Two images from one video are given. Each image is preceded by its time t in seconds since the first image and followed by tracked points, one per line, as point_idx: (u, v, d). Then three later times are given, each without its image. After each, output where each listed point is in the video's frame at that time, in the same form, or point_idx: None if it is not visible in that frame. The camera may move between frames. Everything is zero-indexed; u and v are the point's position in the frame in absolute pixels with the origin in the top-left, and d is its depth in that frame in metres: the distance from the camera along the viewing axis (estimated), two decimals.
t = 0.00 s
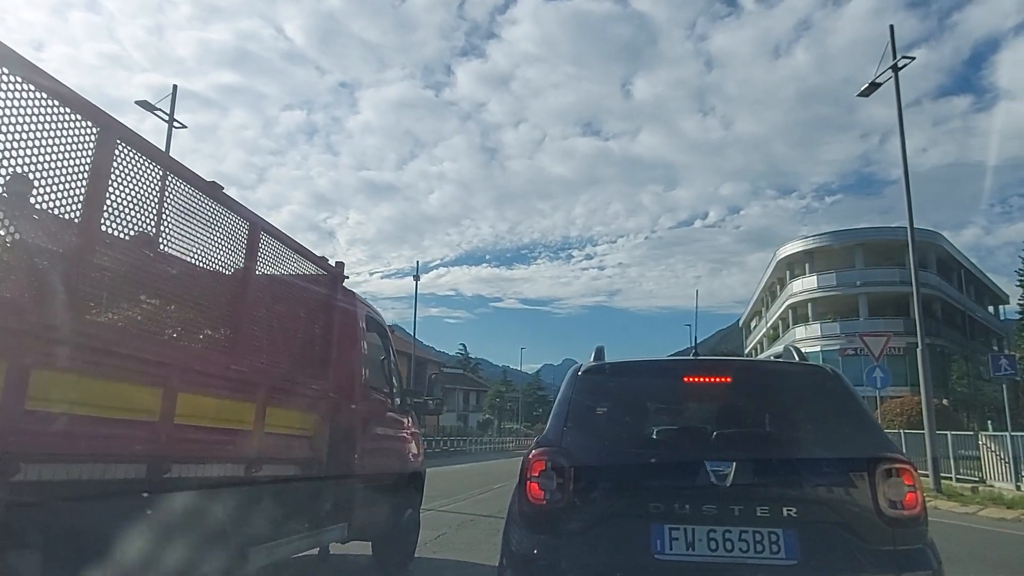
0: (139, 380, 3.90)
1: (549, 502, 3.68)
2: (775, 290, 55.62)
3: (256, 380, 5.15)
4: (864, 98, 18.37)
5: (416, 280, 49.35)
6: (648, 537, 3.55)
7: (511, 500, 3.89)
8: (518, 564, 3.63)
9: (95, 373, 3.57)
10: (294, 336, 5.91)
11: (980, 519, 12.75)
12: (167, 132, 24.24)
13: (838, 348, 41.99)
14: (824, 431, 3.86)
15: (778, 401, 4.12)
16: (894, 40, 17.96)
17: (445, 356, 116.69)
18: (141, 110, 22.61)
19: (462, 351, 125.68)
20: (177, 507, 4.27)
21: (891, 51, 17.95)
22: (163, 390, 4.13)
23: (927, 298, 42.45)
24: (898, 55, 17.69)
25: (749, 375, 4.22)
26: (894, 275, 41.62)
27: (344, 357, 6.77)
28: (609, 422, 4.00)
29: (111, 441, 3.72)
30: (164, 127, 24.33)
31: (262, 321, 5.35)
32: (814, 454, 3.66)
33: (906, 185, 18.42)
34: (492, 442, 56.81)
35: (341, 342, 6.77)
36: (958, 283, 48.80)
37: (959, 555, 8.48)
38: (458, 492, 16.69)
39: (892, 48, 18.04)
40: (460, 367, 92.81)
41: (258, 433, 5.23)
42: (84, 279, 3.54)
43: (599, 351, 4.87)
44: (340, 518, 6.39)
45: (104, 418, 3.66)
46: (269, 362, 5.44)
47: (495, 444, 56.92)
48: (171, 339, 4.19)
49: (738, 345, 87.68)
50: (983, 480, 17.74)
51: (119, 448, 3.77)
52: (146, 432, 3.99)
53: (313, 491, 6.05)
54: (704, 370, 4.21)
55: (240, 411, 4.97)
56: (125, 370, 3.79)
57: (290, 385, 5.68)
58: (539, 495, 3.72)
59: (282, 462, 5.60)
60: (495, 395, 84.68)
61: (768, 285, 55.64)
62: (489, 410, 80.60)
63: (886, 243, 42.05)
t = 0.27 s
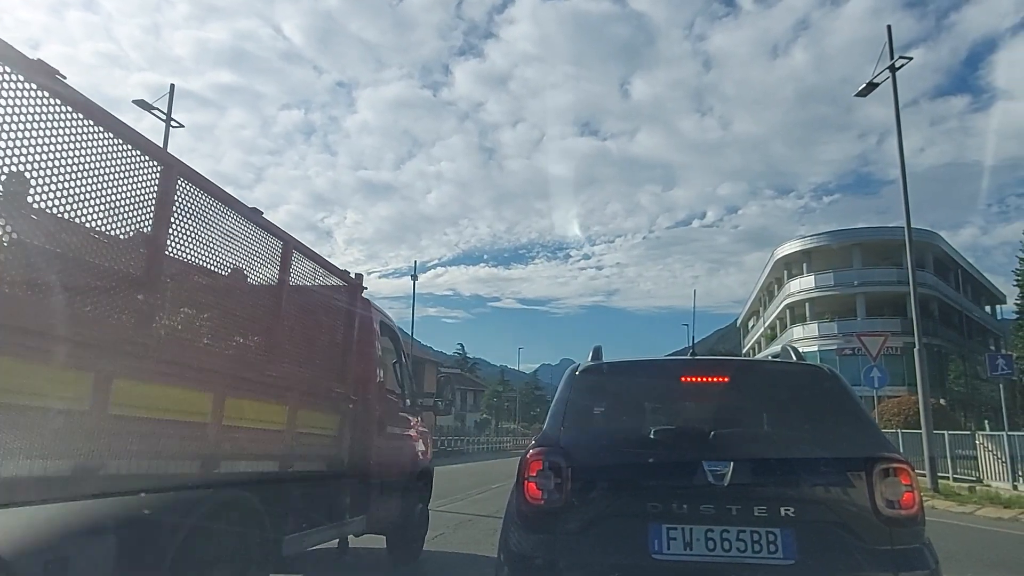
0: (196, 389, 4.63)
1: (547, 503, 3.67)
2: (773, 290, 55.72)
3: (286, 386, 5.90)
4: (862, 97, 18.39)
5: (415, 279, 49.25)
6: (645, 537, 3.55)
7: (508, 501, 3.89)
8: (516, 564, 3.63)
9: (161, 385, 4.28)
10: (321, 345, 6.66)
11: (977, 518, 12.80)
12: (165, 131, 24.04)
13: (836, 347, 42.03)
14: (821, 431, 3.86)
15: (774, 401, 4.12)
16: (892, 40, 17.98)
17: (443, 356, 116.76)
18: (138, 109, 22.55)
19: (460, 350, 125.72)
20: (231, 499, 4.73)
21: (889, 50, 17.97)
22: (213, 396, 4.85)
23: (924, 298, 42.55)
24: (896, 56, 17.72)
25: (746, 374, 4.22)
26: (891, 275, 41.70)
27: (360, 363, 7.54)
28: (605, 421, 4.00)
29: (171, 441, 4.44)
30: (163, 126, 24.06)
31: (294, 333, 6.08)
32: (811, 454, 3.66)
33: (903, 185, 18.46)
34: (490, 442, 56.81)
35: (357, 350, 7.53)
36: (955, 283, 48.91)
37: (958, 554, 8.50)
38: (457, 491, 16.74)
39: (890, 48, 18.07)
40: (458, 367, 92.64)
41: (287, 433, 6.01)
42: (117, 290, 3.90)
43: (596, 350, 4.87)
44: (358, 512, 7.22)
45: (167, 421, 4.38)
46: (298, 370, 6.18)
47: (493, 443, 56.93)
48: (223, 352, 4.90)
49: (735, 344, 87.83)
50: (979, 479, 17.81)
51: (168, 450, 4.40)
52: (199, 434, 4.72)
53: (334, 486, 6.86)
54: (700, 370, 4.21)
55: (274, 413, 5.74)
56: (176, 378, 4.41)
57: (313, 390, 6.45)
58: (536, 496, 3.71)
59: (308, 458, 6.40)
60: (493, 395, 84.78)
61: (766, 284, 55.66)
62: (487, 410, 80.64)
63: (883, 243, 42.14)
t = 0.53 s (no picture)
0: (220, 391, 5.55)
1: (545, 502, 3.68)
2: (771, 289, 55.78)
3: (295, 388, 6.83)
4: (860, 97, 18.41)
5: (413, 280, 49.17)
6: (643, 536, 3.55)
7: (506, 500, 3.89)
8: (515, 563, 3.63)
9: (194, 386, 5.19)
10: (326, 351, 7.60)
11: (975, 518, 12.84)
12: (164, 130, 23.93)
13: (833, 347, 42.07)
14: (818, 430, 3.87)
15: (771, 400, 4.13)
16: (889, 40, 18.00)
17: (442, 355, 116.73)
18: (136, 108, 22.47)
19: (458, 349, 125.70)
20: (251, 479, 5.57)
21: (887, 50, 18.00)
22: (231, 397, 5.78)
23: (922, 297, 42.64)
24: (893, 55, 17.74)
25: (744, 373, 4.22)
26: (889, 275, 41.78)
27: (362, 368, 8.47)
28: (602, 420, 4.00)
29: (199, 436, 5.35)
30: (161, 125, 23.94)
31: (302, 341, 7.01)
32: (808, 454, 3.67)
33: (901, 184, 18.50)
34: (488, 442, 56.81)
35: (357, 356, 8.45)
36: (952, 282, 49.02)
37: (955, 553, 8.54)
38: (456, 490, 16.76)
39: (887, 48, 18.11)
40: (456, 367, 92.44)
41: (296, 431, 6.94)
42: (151, 294, 4.69)
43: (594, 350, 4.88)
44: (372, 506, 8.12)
45: (197, 420, 5.30)
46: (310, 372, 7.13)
47: (492, 443, 56.95)
48: (243, 358, 5.82)
49: (733, 343, 87.92)
50: (976, 478, 17.86)
51: (196, 438, 5.29)
52: (221, 430, 5.64)
53: (347, 477, 7.80)
54: (697, 369, 4.21)
55: (285, 413, 6.69)
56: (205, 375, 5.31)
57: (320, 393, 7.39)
58: (534, 495, 3.72)
59: (319, 455, 7.33)
60: (491, 394, 84.78)
61: (764, 284, 55.71)
62: (486, 409, 80.66)
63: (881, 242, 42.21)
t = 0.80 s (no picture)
0: (275, 398, 6.23)
1: (543, 502, 3.68)
2: (768, 289, 55.83)
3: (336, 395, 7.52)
4: (857, 97, 18.42)
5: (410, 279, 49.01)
6: (641, 536, 3.55)
7: (504, 499, 3.89)
8: (513, 563, 3.63)
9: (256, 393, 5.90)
10: (361, 362, 8.27)
11: (972, 517, 12.85)
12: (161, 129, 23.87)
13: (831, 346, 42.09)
14: (816, 430, 3.88)
15: (768, 400, 4.14)
16: (887, 40, 17.99)
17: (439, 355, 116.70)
18: (135, 107, 22.49)
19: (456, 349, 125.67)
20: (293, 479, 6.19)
21: (885, 50, 18.01)
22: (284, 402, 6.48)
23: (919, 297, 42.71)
24: (891, 55, 17.75)
25: (742, 374, 4.23)
26: (886, 275, 41.84)
27: (387, 376, 9.11)
28: (600, 419, 4.01)
29: (260, 436, 6.02)
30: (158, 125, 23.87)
31: (342, 353, 7.73)
32: (806, 454, 3.67)
33: (898, 184, 18.51)
34: (486, 441, 56.77)
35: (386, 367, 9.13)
36: (950, 282, 49.10)
37: (952, 552, 8.55)
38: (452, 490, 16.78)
39: (885, 48, 18.11)
40: (455, 365, 92.35)
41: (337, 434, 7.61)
42: (217, 313, 5.37)
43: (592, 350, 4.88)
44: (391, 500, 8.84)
45: (259, 422, 5.99)
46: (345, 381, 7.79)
47: (489, 443, 56.92)
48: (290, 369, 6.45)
49: (731, 343, 87.97)
50: (974, 478, 17.88)
51: (253, 442, 5.90)
52: (276, 433, 6.27)
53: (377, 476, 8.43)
54: (694, 369, 4.22)
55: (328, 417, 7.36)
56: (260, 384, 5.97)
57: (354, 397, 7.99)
58: (532, 495, 3.72)
59: (354, 455, 7.99)
60: (489, 394, 84.75)
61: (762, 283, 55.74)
62: (483, 409, 80.64)
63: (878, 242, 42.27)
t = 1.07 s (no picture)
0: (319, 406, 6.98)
1: (540, 501, 3.67)
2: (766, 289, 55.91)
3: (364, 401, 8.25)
4: (855, 97, 18.44)
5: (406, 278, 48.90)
6: (637, 535, 3.55)
7: (501, 499, 3.89)
8: (509, 562, 3.63)
9: (305, 399, 6.63)
10: (381, 369, 8.99)
11: (969, 517, 12.86)
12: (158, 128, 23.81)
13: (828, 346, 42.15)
14: (812, 429, 3.88)
15: (765, 400, 4.13)
16: (884, 40, 18.03)
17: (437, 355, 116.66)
18: (130, 106, 22.43)
19: (453, 349, 125.65)
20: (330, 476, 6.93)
21: (882, 50, 18.03)
22: (324, 407, 7.21)
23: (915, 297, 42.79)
24: (888, 55, 17.77)
25: (739, 373, 4.24)
26: (883, 275, 41.92)
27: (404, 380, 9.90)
28: (597, 418, 4.01)
29: (307, 438, 6.73)
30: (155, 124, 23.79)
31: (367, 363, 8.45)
32: (802, 453, 3.67)
33: (895, 184, 18.54)
34: (484, 441, 56.73)
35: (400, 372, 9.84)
36: (946, 282, 49.23)
37: (948, 552, 8.56)
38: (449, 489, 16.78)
39: (882, 48, 18.15)
40: (451, 364, 92.21)
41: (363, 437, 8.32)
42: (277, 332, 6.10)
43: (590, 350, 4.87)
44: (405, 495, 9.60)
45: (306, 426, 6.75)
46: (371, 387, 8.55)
47: (487, 442, 56.88)
48: (329, 379, 7.21)
49: (728, 343, 88.04)
50: (971, 478, 17.91)
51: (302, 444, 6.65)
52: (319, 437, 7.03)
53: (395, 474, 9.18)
54: (691, 369, 4.22)
55: (358, 420, 8.10)
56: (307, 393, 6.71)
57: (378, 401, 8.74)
58: (529, 494, 3.71)
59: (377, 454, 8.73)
60: (486, 393, 84.73)
61: (759, 283, 55.79)
62: (481, 409, 80.65)
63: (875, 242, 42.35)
